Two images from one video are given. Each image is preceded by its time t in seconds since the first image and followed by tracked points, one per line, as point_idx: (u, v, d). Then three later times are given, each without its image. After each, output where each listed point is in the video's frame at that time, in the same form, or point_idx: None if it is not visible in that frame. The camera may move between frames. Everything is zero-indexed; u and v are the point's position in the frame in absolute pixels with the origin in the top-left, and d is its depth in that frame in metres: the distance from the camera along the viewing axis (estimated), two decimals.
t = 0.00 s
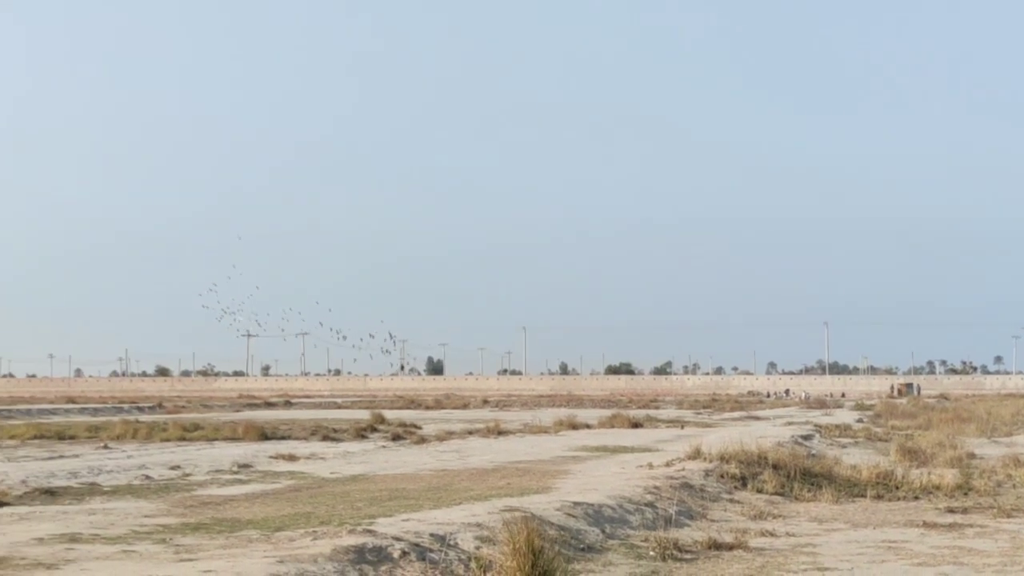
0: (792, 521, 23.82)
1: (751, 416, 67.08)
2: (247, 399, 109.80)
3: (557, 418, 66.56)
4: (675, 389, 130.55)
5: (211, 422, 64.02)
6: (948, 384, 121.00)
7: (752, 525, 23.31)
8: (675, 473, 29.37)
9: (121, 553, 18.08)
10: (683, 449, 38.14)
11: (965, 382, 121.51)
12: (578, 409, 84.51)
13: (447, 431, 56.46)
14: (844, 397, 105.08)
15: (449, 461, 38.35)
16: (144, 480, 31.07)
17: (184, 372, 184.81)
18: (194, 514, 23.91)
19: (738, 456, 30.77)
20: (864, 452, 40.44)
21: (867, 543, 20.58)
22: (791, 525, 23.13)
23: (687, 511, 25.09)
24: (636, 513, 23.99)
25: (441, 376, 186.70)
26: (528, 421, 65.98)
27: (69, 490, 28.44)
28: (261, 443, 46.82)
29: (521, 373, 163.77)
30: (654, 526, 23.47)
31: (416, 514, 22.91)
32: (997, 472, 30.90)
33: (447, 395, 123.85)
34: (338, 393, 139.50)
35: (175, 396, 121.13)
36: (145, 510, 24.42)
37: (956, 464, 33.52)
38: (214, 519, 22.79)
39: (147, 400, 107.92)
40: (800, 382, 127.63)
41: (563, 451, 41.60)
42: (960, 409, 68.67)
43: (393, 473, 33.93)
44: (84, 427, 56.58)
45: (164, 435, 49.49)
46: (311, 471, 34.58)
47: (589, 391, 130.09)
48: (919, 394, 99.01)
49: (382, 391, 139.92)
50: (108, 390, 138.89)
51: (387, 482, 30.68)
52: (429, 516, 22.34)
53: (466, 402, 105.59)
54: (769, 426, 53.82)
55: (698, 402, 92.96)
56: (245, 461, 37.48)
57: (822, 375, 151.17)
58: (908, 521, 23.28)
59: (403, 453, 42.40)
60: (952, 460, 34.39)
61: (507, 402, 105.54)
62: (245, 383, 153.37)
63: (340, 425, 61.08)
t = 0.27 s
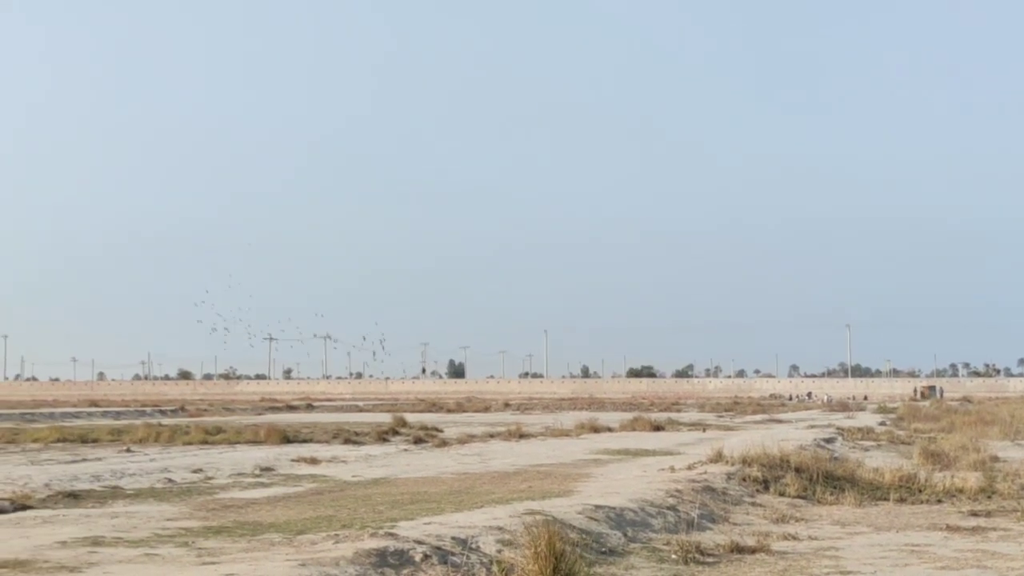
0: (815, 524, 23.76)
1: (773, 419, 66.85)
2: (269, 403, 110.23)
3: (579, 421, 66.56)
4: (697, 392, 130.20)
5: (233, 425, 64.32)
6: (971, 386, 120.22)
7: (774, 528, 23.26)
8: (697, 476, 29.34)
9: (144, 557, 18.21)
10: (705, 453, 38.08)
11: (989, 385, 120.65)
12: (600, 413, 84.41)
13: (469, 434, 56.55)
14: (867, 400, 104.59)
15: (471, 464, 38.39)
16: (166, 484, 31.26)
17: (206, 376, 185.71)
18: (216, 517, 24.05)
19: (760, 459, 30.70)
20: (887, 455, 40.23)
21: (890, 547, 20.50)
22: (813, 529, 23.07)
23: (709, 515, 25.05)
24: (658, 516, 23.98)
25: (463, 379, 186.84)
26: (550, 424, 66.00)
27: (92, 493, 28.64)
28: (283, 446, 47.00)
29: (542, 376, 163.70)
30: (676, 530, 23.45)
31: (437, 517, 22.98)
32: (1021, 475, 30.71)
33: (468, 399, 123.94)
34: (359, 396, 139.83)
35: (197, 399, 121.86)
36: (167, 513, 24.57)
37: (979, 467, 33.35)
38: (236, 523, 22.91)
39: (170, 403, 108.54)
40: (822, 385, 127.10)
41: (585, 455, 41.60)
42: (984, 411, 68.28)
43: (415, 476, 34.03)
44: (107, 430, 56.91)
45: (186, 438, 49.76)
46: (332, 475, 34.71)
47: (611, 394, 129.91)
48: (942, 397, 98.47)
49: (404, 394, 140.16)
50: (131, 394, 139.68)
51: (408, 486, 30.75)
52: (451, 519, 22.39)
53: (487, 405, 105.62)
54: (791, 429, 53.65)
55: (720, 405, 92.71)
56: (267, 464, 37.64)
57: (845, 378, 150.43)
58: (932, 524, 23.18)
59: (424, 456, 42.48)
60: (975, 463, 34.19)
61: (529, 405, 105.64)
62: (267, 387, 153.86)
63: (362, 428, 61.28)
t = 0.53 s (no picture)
0: (829, 529, 23.69)
1: (787, 424, 66.69)
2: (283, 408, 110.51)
3: (592, 426, 66.56)
4: (711, 397, 129.96)
5: (247, 430, 64.45)
6: (986, 391, 119.64)
7: (788, 534, 23.20)
8: (710, 481, 29.27)
9: (156, 562, 18.28)
10: (719, 458, 38.02)
11: (1004, 390, 120.11)
12: (613, 418, 84.28)
13: (481, 439, 56.56)
14: (882, 404, 104.56)
15: (484, 469, 38.42)
16: (179, 489, 31.33)
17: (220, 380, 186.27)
18: (229, 522, 24.11)
19: (774, 464, 30.60)
20: (900, 460, 40.09)
21: (904, 552, 20.43)
22: (828, 534, 23.01)
23: (722, 520, 24.99)
24: (671, 521, 23.95)
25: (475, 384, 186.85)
26: (564, 429, 65.96)
27: (106, 499, 28.75)
28: (296, 451, 47.08)
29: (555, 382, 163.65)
30: (690, 535, 23.41)
31: (450, 522, 22.97)
32: None
33: (481, 404, 123.95)
34: (372, 401, 139.98)
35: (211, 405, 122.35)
36: (181, 519, 24.65)
37: (994, 472, 33.21)
38: (249, 528, 22.96)
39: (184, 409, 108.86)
40: (836, 390, 126.76)
41: (599, 460, 41.61)
42: (998, 417, 67.99)
43: (428, 481, 34.04)
44: (121, 435, 57.12)
45: (199, 443, 49.88)
46: (346, 479, 34.77)
47: (624, 399, 129.71)
48: (957, 402, 97.99)
49: (417, 399, 140.26)
50: (145, 399, 140.13)
51: (421, 491, 30.77)
52: (464, 525, 22.40)
53: (500, 410, 105.63)
54: (805, 434, 53.52)
55: (734, 410, 92.81)
56: (280, 469, 37.71)
57: (859, 382, 149.97)
58: (947, 530, 23.08)
59: (438, 462, 42.52)
60: (989, 468, 34.06)
61: (543, 410, 105.28)
62: (281, 392, 154.06)
63: (375, 433, 61.34)
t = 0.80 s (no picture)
0: (833, 534, 23.66)
1: (792, 429, 66.66)
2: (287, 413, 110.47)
3: (597, 431, 66.62)
4: (715, 402, 129.94)
5: (251, 435, 64.53)
6: (991, 396, 119.50)
7: (793, 539, 23.18)
8: (715, 486, 29.25)
9: (161, 567, 18.30)
10: (724, 463, 38.03)
11: (1009, 395, 119.86)
12: (617, 423, 84.33)
13: (486, 444, 56.58)
14: (886, 409, 104.44)
15: (489, 474, 38.45)
16: (184, 494, 31.37)
17: (225, 385, 186.62)
18: (234, 527, 24.12)
19: (779, 469, 30.58)
20: (905, 465, 40.05)
21: (910, 557, 20.40)
22: (832, 539, 22.98)
23: (727, 525, 24.98)
24: (676, 527, 23.92)
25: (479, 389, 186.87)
26: (569, 434, 66.01)
27: (111, 504, 28.79)
28: (301, 455, 47.11)
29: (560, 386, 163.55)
30: (694, 540, 23.40)
31: (455, 527, 22.97)
32: None
33: (486, 408, 123.97)
34: (377, 406, 140.05)
35: (215, 410, 122.51)
36: (185, 523, 24.67)
37: (999, 477, 33.17)
38: (254, 533, 22.98)
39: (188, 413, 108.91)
40: (841, 394, 126.65)
41: (603, 465, 41.59)
42: (1002, 422, 67.90)
43: (432, 486, 34.05)
44: (126, 440, 57.20)
45: (204, 448, 49.95)
46: (350, 484, 34.80)
47: (628, 404, 129.63)
48: (963, 406, 97.68)
49: (421, 404, 140.29)
50: (149, 403, 140.26)
51: (426, 496, 30.77)
52: (469, 530, 22.40)
53: (505, 416, 105.62)
54: (810, 439, 53.51)
55: (738, 414, 92.93)
56: (285, 474, 37.75)
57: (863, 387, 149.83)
58: (952, 535, 23.02)
59: (442, 466, 42.53)
60: (995, 473, 34.01)
61: (548, 416, 105.16)
62: (286, 397, 154.31)
63: (380, 438, 61.40)
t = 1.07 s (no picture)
0: (833, 538, 23.65)
1: (793, 432, 66.69)
2: (288, 417, 110.57)
3: (597, 434, 66.68)
4: (715, 405, 129.98)
5: (251, 438, 64.56)
6: (991, 400, 119.51)
7: (793, 542, 23.17)
8: (715, 490, 29.24)
9: (161, 570, 18.30)
10: (724, 466, 38.05)
11: (1009, 399, 119.86)
12: (618, 427, 84.28)
13: (487, 447, 56.58)
14: (886, 413, 104.56)
15: (489, 477, 38.47)
16: (184, 497, 31.38)
17: (225, 387, 186.78)
18: (234, 530, 24.11)
19: (779, 472, 30.58)
20: (905, 469, 40.05)
21: (910, 561, 20.38)
22: (832, 543, 22.94)
23: (727, 529, 24.96)
24: (675, 530, 23.91)
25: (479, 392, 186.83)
26: (569, 437, 66.06)
27: (111, 506, 28.80)
28: (301, 459, 47.08)
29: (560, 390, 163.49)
30: (694, 543, 23.38)
31: (455, 530, 22.97)
32: None
33: (487, 411, 123.90)
34: (377, 409, 140.05)
35: (215, 413, 122.50)
36: (185, 527, 24.67)
37: (999, 481, 33.18)
38: (254, 536, 22.98)
39: (187, 415, 108.99)
40: (842, 398, 126.68)
41: (603, 468, 41.61)
42: (1002, 426, 67.90)
43: (433, 489, 34.04)
44: (125, 442, 57.26)
45: (204, 451, 49.96)
46: (350, 487, 34.79)
47: (629, 407, 129.63)
48: (963, 410, 97.64)
49: (421, 407, 140.31)
50: (150, 406, 140.35)
51: (426, 499, 30.76)
52: (468, 532, 22.40)
53: (505, 419, 105.62)
54: (810, 442, 53.53)
55: (738, 417, 93.11)
56: (285, 477, 37.77)
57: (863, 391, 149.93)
58: (952, 539, 23.01)
59: (442, 470, 42.54)
60: (995, 477, 34.02)
61: (548, 418, 105.30)
62: (287, 400, 154.40)
63: (380, 441, 61.43)
